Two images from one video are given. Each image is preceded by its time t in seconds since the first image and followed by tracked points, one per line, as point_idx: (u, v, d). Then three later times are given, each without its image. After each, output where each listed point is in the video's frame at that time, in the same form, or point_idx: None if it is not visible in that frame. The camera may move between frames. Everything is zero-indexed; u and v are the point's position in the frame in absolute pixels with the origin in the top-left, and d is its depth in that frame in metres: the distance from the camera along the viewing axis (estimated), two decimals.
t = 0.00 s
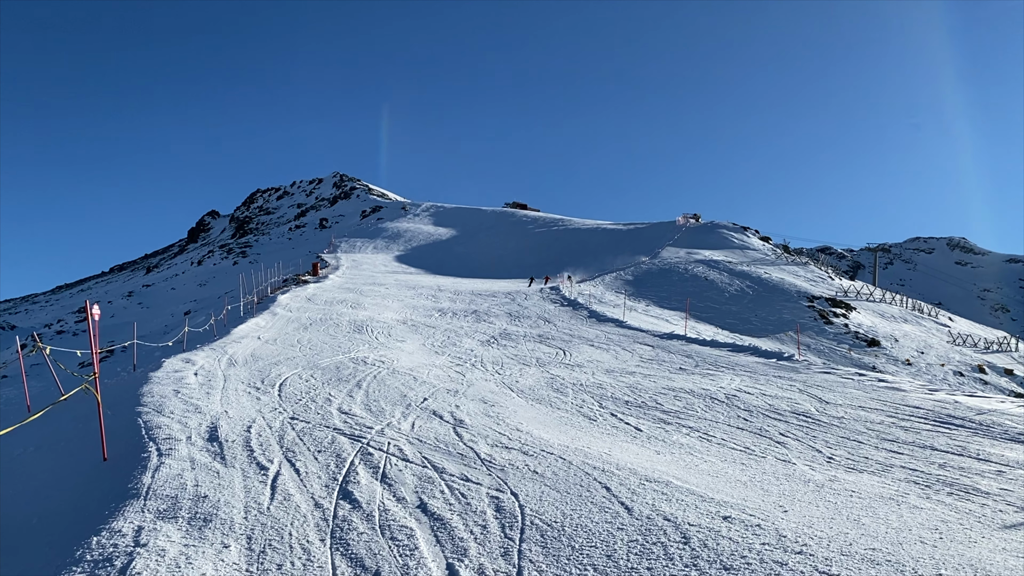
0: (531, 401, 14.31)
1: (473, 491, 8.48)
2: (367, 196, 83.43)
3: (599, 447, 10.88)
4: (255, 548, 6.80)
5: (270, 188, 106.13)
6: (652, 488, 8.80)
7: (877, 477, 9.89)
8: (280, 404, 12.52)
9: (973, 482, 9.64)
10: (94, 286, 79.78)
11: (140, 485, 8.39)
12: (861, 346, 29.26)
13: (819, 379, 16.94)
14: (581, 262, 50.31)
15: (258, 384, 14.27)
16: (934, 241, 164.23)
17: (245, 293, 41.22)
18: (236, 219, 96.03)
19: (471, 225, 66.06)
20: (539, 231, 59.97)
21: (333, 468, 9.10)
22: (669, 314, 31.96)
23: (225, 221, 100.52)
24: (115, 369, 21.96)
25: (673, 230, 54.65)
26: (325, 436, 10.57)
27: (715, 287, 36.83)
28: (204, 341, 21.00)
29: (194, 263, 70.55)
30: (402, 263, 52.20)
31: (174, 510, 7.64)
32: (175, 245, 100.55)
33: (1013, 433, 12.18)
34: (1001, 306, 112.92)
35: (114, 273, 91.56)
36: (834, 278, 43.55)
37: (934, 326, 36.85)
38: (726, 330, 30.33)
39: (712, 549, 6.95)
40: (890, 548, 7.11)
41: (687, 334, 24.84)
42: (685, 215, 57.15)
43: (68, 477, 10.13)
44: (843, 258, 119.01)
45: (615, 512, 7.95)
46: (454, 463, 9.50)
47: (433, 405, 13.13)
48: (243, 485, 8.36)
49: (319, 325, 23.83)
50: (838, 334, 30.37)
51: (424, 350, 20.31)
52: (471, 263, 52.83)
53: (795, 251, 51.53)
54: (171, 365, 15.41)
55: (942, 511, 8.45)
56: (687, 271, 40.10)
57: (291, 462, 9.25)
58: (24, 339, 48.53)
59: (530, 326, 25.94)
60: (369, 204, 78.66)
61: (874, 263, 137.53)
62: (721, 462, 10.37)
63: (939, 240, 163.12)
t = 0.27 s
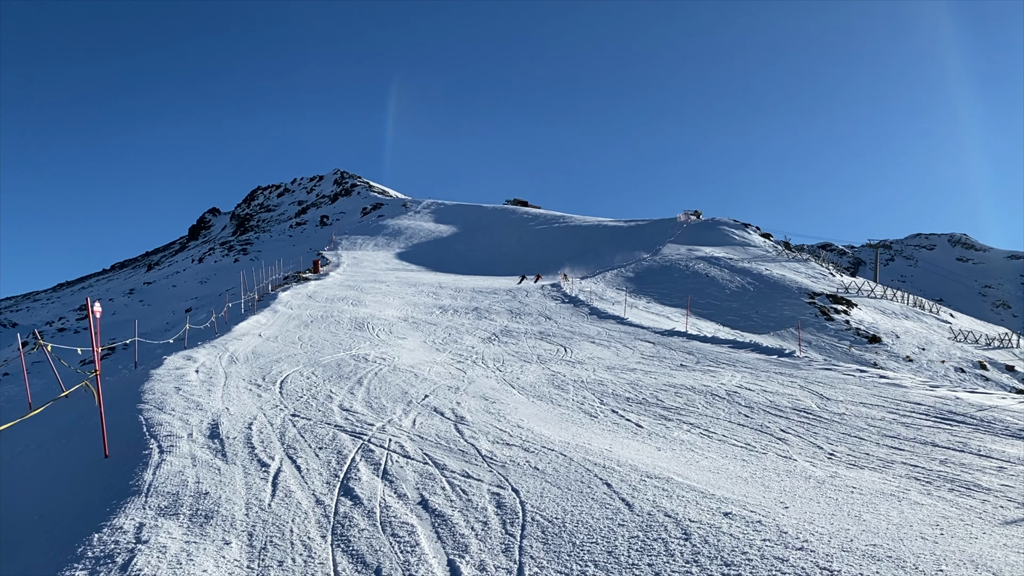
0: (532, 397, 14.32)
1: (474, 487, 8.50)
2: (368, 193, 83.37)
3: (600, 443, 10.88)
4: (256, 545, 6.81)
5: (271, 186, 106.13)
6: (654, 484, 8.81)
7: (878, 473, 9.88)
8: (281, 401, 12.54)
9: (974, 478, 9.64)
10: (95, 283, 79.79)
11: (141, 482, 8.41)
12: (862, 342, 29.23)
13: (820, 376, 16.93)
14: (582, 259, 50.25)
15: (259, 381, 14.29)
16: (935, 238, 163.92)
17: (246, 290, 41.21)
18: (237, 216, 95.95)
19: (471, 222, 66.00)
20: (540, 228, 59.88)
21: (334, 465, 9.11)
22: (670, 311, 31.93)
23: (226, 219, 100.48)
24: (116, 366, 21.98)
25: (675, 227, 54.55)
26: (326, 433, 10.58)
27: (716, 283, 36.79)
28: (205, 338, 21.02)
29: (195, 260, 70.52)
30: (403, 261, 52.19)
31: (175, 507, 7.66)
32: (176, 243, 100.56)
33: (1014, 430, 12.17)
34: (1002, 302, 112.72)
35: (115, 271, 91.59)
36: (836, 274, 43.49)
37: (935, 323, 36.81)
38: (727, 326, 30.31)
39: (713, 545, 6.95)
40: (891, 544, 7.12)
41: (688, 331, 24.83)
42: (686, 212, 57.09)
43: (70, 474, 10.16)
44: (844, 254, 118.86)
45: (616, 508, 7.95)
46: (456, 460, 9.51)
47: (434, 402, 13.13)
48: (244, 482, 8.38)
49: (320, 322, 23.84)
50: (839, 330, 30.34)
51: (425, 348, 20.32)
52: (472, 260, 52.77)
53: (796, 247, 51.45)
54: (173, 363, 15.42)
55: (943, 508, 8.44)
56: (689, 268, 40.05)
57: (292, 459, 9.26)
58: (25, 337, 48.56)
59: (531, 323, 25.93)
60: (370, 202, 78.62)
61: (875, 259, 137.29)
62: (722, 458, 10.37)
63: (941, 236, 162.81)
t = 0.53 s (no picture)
0: (533, 394, 14.34)
1: (476, 484, 8.51)
2: (369, 190, 83.34)
3: (601, 440, 10.88)
4: (257, 542, 6.82)
5: (272, 183, 106.13)
6: (655, 481, 8.81)
7: (880, 469, 9.88)
8: (282, 398, 12.56)
9: (975, 474, 9.63)
10: (96, 281, 79.80)
11: (143, 478, 8.44)
12: (863, 339, 29.21)
13: (821, 372, 16.93)
14: (583, 256, 50.22)
15: (261, 378, 14.31)
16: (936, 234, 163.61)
17: (247, 288, 41.23)
18: (237, 213, 95.90)
19: (473, 219, 65.95)
20: (541, 225, 59.82)
21: (335, 461, 9.12)
22: (671, 307, 31.93)
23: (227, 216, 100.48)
24: (118, 363, 22.01)
25: (676, 223, 54.50)
26: (327, 429, 10.59)
27: (717, 280, 36.76)
28: (206, 335, 21.05)
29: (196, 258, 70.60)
30: (404, 258, 52.22)
31: (176, 504, 7.68)
32: (177, 240, 100.58)
33: (1016, 426, 12.16)
34: (1004, 299, 112.54)
35: (116, 268, 91.60)
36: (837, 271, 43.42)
37: (937, 319, 36.76)
38: (728, 323, 30.30)
39: (714, 541, 6.95)
40: (892, 540, 7.11)
41: (689, 327, 24.83)
42: (687, 208, 57.02)
43: (71, 471, 10.19)
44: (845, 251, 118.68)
45: (617, 504, 7.96)
46: (457, 457, 9.52)
47: (435, 399, 13.15)
48: (245, 478, 8.39)
49: (321, 319, 23.87)
50: (840, 327, 30.33)
51: (427, 345, 20.33)
52: (474, 257, 52.72)
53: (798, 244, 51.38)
54: (174, 360, 15.45)
55: (944, 503, 8.44)
56: (690, 264, 40.01)
57: (294, 456, 9.28)
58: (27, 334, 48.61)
59: (532, 320, 25.95)
60: (371, 199, 78.59)
61: (877, 256, 137.10)
62: (723, 455, 10.37)
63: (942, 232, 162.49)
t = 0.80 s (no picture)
0: (534, 391, 14.35)
1: (476, 480, 8.51)
2: (369, 187, 83.31)
3: (601, 436, 10.88)
4: (257, 539, 6.83)
5: (273, 180, 106.08)
6: (655, 477, 8.81)
7: (880, 465, 9.89)
8: (283, 395, 12.57)
9: (975, 470, 9.63)
10: (96, 278, 79.85)
11: (144, 475, 8.45)
12: (863, 335, 29.22)
13: (821, 369, 16.93)
14: (584, 252, 50.21)
15: (261, 375, 14.32)
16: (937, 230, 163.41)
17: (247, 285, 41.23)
18: (238, 210, 95.84)
19: (473, 216, 65.91)
20: (542, 222, 59.79)
21: (336, 458, 9.14)
22: (672, 304, 31.91)
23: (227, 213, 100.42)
24: (119, 360, 22.03)
25: (677, 220, 54.48)
26: (327, 426, 10.60)
27: (717, 277, 36.73)
28: (207, 332, 21.07)
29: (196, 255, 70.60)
30: (405, 255, 52.20)
31: (177, 501, 7.69)
32: (178, 237, 100.56)
33: (1016, 422, 12.16)
34: (1004, 295, 112.45)
35: (116, 265, 91.60)
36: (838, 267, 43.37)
37: (937, 316, 36.75)
38: (729, 320, 30.29)
39: (715, 538, 6.96)
40: (892, 536, 7.12)
41: (689, 324, 24.83)
42: (688, 205, 56.92)
43: (72, 468, 10.21)
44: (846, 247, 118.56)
45: (617, 501, 7.96)
46: (457, 453, 9.52)
47: (436, 396, 13.16)
48: (246, 475, 8.40)
49: (322, 316, 23.87)
50: (841, 324, 30.31)
51: (427, 342, 20.34)
52: (474, 254, 52.66)
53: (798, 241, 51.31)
54: (175, 357, 15.46)
55: (944, 499, 8.45)
56: (690, 261, 39.98)
57: (294, 453, 9.28)
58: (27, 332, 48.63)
59: (533, 317, 25.96)
60: (371, 196, 78.53)
61: (877, 252, 136.97)
62: (723, 451, 10.38)
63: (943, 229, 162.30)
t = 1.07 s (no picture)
0: (534, 387, 14.36)
1: (476, 477, 8.53)
2: (370, 184, 83.27)
3: (601, 433, 10.89)
4: (258, 535, 6.85)
5: (273, 177, 106.02)
6: (655, 473, 8.83)
7: (880, 461, 9.89)
8: (283, 391, 12.59)
9: (975, 466, 9.64)
10: (97, 275, 79.88)
11: (144, 472, 8.47)
12: (863, 332, 29.21)
13: (822, 365, 16.94)
14: (584, 249, 50.20)
15: (262, 372, 14.34)
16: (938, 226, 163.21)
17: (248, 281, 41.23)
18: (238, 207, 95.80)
19: (474, 212, 65.87)
20: (542, 218, 59.74)
21: (336, 455, 9.15)
22: (672, 301, 31.90)
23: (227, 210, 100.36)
24: (120, 357, 22.05)
25: (678, 216, 54.45)
26: (328, 423, 10.62)
27: (718, 273, 36.71)
28: (207, 329, 21.08)
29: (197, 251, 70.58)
30: (405, 251, 52.17)
31: (178, 497, 7.71)
32: (178, 234, 100.53)
33: (1016, 418, 12.16)
34: (1005, 291, 112.40)
35: (117, 262, 91.59)
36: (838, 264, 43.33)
37: (938, 312, 36.74)
38: (729, 316, 30.28)
39: (714, 534, 6.98)
40: (891, 532, 7.13)
41: (690, 320, 24.82)
42: (689, 201, 56.85)
43: (73, 464, 10.23)
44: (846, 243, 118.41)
45: (617, 497, 7.98)
46: (457, 449, 9.54)
47: (436, 392, 13.17)
48: (246, 471, 8.43)
49: (322, 313, 23.88)
50: (841, 320, 30.30)
51: (428, 338, 20.34)
52: (475, 250, 52.62)
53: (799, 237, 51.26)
54: (175, 353, 15.48)
55: (944, 495, 8.46)
56: (691, 257, 39.95)
57: (295, 449, 9.30)
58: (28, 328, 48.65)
59: (533, 313, 25.97)
60: (372, 192, 78.50)
61: (878, 248, 136.86)
62: (723, 447, 10.39)
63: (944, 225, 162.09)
